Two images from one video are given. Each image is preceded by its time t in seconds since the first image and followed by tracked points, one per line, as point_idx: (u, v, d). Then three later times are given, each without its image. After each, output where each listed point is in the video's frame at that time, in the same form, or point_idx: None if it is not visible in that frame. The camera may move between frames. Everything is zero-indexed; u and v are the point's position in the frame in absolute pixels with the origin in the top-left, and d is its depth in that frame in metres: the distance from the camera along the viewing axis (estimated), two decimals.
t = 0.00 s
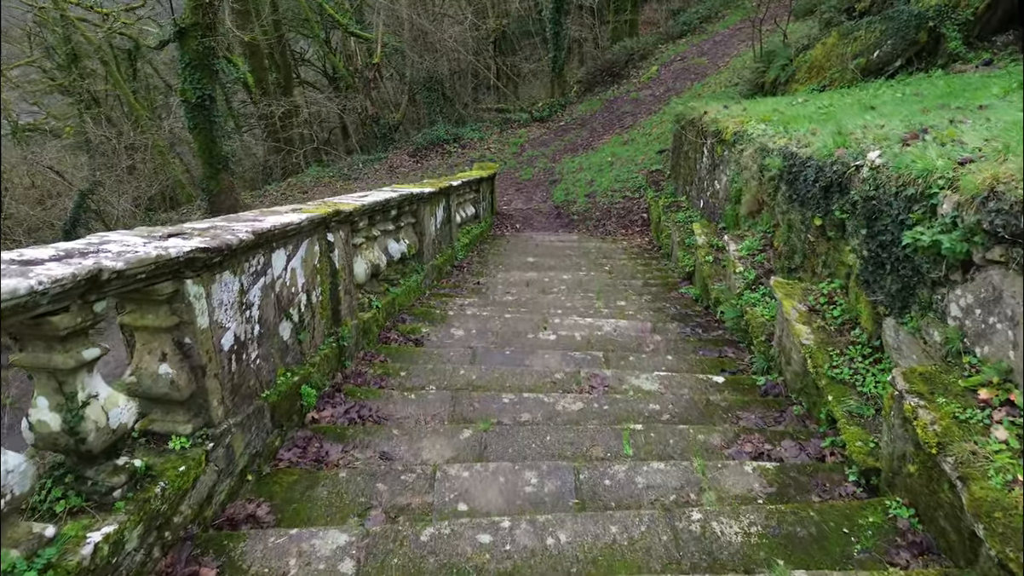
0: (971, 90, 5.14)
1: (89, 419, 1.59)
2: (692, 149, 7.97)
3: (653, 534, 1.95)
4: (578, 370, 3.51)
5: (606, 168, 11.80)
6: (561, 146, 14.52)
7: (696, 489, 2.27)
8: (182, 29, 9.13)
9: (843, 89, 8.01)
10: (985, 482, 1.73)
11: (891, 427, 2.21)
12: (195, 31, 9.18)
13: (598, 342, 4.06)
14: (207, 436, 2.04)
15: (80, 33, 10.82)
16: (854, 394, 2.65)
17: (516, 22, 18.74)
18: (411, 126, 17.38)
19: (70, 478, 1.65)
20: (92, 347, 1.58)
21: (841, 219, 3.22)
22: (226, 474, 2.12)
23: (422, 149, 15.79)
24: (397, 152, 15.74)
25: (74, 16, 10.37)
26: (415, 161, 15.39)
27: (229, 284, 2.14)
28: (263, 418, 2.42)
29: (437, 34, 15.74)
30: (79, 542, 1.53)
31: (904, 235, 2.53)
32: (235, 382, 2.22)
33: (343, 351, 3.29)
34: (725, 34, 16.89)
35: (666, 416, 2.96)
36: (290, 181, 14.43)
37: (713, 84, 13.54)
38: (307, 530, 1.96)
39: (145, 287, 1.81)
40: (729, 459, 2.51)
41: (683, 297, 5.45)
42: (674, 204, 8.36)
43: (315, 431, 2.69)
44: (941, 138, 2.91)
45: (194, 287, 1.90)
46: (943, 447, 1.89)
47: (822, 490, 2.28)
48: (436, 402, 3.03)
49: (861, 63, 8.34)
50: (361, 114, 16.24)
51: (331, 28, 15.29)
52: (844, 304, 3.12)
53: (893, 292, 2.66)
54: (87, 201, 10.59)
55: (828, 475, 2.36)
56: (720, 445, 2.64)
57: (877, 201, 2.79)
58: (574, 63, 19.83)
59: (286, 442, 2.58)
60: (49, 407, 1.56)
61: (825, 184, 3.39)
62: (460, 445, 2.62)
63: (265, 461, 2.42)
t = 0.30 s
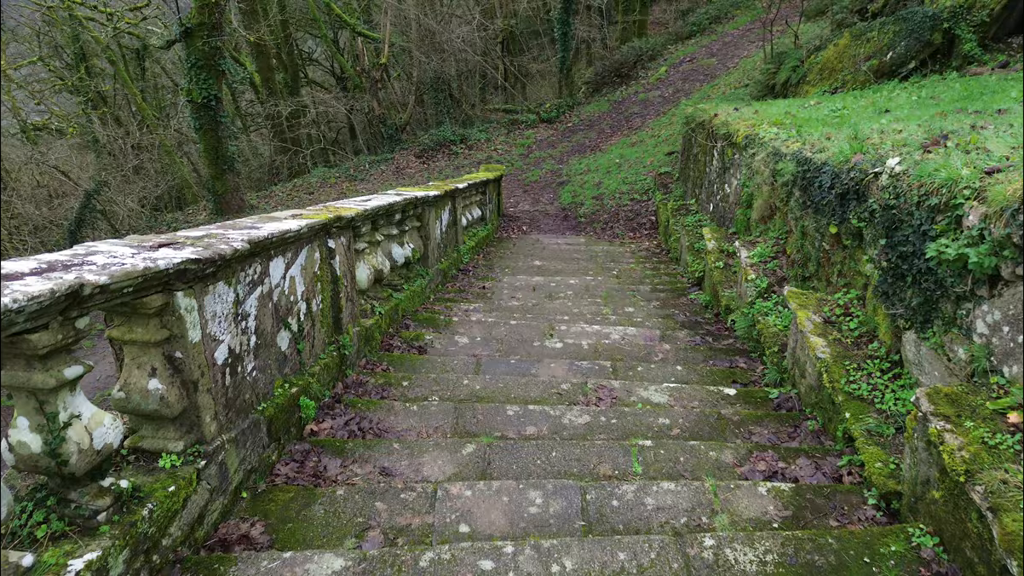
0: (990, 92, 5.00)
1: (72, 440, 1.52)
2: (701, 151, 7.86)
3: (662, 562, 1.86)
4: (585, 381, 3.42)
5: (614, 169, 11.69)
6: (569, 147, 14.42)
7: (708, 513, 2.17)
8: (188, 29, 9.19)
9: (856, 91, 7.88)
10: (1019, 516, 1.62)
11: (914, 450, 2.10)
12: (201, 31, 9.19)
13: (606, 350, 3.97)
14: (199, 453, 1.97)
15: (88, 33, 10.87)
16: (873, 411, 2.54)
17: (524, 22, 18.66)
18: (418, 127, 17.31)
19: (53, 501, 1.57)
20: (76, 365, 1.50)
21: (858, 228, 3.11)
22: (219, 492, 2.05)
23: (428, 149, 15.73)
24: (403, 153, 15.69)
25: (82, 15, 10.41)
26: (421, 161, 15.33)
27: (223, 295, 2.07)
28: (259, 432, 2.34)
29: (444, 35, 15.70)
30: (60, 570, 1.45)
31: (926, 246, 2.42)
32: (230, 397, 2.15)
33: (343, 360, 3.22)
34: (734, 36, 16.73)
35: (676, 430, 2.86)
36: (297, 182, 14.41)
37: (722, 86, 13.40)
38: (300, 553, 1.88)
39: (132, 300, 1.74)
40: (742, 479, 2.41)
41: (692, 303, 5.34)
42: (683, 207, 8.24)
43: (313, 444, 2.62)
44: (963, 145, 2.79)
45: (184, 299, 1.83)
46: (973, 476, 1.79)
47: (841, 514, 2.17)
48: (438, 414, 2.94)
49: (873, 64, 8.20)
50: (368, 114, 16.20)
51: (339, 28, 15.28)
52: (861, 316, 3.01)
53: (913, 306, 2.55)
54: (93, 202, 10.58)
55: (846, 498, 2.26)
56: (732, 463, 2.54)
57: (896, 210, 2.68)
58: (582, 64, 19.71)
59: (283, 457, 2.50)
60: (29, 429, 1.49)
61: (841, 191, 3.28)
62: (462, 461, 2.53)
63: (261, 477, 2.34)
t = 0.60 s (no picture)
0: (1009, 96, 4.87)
1: (52, 464, 1.46)
2: (711, 154, 7.75)
3: None
4: (591, 392, 3.33)
5: (622, 171, 11.58)
6: (576, 149, 14.33)
7: (719, 538, 2.07)
8: (194, 29, 9.26)
9: (868, 94, 7.74)
10: None
11: (936, 475, 2.00)
12: (206, 31, 9.23)
13: (613, 360, 3.88)
14: (190, 472, 1.91)
15: (96, 34, 10.92)
16: (892, 430, 2.43)
17: (531, 23, 18.60)
18: (425, 127, 17.27)
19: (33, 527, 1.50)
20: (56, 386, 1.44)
21: (874, 238, 3.00)
22: (210, 512, 1.97)
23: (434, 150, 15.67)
24: (409, 154, 15.64)
25: (91, 15, 10.45)
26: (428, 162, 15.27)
27: (216, 307, 2.01)
28: (253, 449, 2.27)
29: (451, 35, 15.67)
30: None
31: (947, 260, 2.31)
32: (222, 413, 2.08)
33: (343, 370, 3.14)
34: (743, 37, 16.61)
35: (685, 446, 2.76)
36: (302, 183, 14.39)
37: (731, 88, 13.27)
38: None
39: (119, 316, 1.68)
40: (755, 501, 2.31)
41: (701, 310, 5.24)
42: (691, 210, 8.13)
43: (310, 459, 2.54)
44: (986, 152, 2.68)
45: (173, 314, 1.77)
46: (1004, 507, 1.69)
47: (860, 540, 2.07)
48: (440, 427, 2.86)
49: (886, 66, 8.07)
50: (375, 115, 16.18)
51: (346, 28, 15.27)
52: (878, 329, 2.89)
53: (933, 321, 2.44)
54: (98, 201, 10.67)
55: (865, 523, 2.15)
56: (744, 483, 2.44)
57: (915, 221, 2.58)
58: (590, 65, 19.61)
59: (279, 473, 2.42)
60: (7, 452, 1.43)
61: (856, 200, 3.16)
62: (464, 479, 2.44)
63: (255, 494, 2.27)
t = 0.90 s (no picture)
0: None
1: (30, 489, 1.42)
2: (722, 156, 7.64)
3: None
4: (598, 403, 3.24)
5: (631, 173, 11.48)
6: (585, 151, 14.23)
7: (730, 561, 1.99)
8: (202, 29, 9.31)
9: (882, 96, 7.60)
10: None
11: (961, 502, 1.90)
12: (214, 30, 9.30)
13: (621, 369, 3.79)
14: (180, 491, 1.86)
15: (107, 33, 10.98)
16: (912, 450, 2.32)
17: (541, 23, 18.52)
18: (433, 128, 17.23)
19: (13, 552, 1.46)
20: (35, 406, 1.40)
21: (893, 247, 2.88)
22: (201, 531, 1.92)
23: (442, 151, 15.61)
24: (417, 155, 15.60)
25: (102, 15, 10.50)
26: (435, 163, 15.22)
27: (210, 319, 1.96)
28: (248, 464, 2.21)
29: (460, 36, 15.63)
30: None
31: (972, 274, 2.19)
32: (215, 428, 2.03)
33: (344, 379, 3.08)
34: (755, 38, 16.47)
35: (696, 462, 2.67)
36: (310, 183, 14.38)
37: (743, 89, 13.14)
38: None
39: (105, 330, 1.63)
40: (767, 523, 2.22)
41: (712, 316, 5.14)
42: (701, 214, 8.02)
43: (308, 473, 2.48)
44: (1011, 160, 2.56)
45: (162, 327, 1.72)
46: None
47: (878, 568, 1.97)
48: (442, 440, 2.79)
49: (901, 68, 7.92)
50: (383, 116, 16.17)
51: (355, 28, 15.28)
52: (897, 341, 2.77)
53: (955, 337, 2.33)
54: (105, 202, 10.82)
55: (885, 549, 2.05)
56: (756, 503, 2.35)
57: (936, 231, 2.47)
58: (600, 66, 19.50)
59: (275, 488, 2.36)
60: None
61: (875, 207, 3.04)
62: (466, 495, 2.37)
63: (251, 511, 2.21)
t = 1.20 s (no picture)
0: None
1: None
2: (723, 158, 7.57)
3: None
4: (597, 414, 3.16)
5: (631, 175, 11.40)
6: (585, 152, 14.16)
7: None
8: (199, 29, 9.29)
9: (884, 97, 7.53)
10: None
11: (976, 525, 1.82)
12: (211, 31, 9.29)
13: (621, 377, 3.72)
14: (163, 512, 1.80)
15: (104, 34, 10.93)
16: (922, 467, 2.24)
17: (541, 23, 18.45)
18: (432, 129, 17.15)
19: None
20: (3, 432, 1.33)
21: (901, 255, 2.80)
22: (185, 554, 1.85)
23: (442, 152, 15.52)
24: (416, 156, 15.51)
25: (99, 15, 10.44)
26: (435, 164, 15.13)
27: (194, 333, 1.89)
28: (235, 482, 2.13)
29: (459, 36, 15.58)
30: None
31: (984, 285, 2.11)
32: (201, 446, 1.96)
33: (336, 389, 3.00)
34: (756, 39, 16.40)
35: (698, 476, 2.60)
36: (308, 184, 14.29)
37: (743, 90, 13.07)
38: None
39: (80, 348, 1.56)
40: (772, 544, 2.14)
41: (713, 321, 5.06)
42: (702, 216, 7.95)
43: (298, 489, 2.41)
44: None
45: (142, 343, 1.65)
46: None
47: None
48: (438, 452, 2.71)
49: (904, 69, 7.85)
50: (382, 117, 16.10)
51: (354, 28, 15.22)
52: (905, 352, 2.69)
53: (967, 350, 2.25)
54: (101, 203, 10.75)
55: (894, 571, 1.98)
56: (761, 520, 2.27)
57: (946, 241, 2.39)
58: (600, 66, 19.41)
59: (264, 505, 2.29)
60: None
61: (882, 214, 2.96)
62: (462, 513, 2.29)
63: (237, 530, 2.13)
